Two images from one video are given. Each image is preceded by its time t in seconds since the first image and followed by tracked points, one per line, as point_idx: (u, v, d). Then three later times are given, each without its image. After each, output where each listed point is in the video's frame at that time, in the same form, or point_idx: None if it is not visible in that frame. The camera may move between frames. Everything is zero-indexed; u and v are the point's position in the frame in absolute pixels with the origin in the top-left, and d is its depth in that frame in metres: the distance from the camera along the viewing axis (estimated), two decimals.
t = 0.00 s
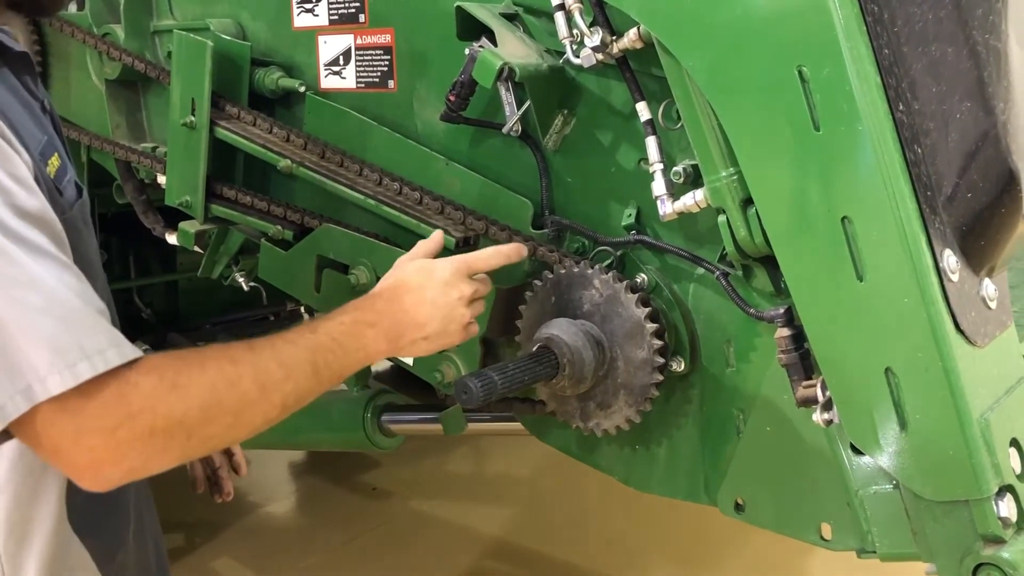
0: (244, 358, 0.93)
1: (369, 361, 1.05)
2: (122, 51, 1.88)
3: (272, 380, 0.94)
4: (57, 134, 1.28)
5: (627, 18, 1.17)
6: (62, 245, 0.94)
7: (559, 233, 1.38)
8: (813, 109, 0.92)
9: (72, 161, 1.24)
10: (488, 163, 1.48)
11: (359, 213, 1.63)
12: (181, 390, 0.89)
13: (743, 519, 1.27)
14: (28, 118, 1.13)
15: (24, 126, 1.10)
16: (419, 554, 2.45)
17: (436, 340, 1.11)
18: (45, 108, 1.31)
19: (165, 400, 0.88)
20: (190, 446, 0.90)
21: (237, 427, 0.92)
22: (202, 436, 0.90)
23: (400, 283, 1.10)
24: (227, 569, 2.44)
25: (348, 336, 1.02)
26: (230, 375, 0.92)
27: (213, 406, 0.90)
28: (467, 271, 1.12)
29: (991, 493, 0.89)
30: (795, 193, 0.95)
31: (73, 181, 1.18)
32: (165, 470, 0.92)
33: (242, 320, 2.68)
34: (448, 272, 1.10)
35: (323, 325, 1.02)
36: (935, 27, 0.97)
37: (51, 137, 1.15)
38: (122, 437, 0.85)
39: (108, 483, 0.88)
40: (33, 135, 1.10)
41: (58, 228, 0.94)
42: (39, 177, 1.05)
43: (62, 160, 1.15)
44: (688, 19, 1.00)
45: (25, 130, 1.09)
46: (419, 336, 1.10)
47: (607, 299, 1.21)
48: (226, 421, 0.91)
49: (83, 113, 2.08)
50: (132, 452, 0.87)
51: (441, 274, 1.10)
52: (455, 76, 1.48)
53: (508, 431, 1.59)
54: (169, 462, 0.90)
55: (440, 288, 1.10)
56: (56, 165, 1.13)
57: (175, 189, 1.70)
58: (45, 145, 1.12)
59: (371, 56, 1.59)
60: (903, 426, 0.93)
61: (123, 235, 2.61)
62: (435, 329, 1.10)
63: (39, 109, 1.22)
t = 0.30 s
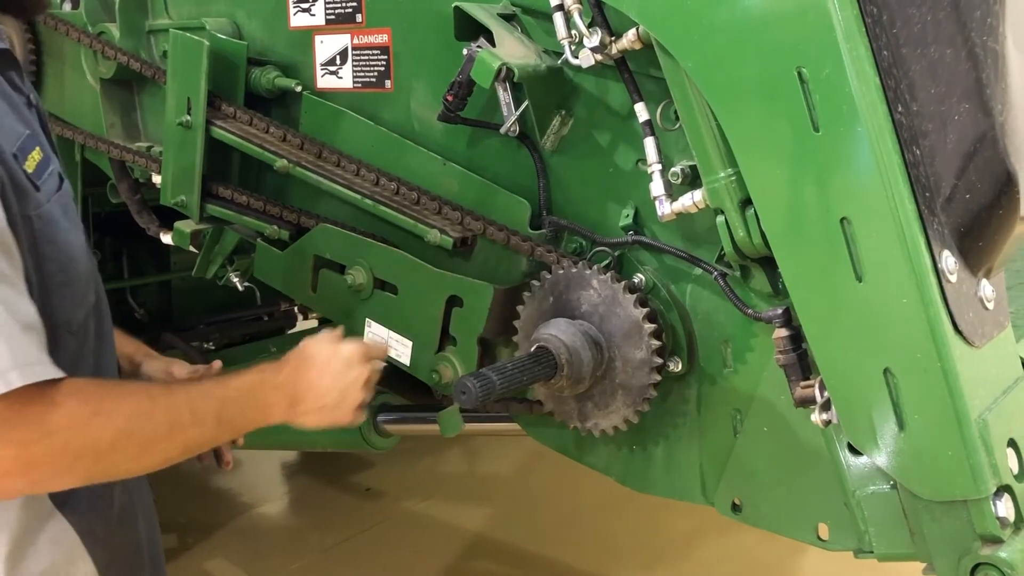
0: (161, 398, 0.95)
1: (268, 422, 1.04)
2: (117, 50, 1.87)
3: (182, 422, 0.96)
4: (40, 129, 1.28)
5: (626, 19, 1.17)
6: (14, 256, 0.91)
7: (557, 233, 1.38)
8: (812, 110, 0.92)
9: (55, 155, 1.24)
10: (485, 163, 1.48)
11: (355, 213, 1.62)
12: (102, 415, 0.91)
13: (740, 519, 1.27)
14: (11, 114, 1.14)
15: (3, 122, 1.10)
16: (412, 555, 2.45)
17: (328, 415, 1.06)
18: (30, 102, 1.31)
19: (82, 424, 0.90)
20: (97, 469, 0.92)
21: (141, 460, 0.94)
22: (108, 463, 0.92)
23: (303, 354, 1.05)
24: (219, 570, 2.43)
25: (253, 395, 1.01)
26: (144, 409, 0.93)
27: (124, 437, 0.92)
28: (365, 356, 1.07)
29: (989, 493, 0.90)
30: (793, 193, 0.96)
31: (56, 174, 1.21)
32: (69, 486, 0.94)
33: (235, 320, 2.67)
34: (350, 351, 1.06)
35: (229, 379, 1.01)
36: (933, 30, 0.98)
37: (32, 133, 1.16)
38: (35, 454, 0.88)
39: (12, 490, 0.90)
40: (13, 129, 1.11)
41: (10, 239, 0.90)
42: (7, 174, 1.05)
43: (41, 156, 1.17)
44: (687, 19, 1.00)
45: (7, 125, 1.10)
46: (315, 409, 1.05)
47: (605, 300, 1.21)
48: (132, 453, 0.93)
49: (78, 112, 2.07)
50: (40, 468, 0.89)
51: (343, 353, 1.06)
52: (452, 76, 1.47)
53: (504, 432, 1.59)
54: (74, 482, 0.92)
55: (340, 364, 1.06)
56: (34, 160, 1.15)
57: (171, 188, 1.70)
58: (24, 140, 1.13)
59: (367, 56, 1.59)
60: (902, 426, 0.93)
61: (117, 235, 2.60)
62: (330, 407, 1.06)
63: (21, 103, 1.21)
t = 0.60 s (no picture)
0: (171, 392, 1.09)
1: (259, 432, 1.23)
2: (112, 49, 1.86)
3: (186, 416, 1.10)
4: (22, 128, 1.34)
5: (625, 19, 1.17)
6: None
7: (555, 233, 1.38)
8: (812, 110, 0.93)
9: (35, 153, 1.31)
10: (483, 163, 1.48)
11: (351, 213, 1.62)
12: (118, 395, 1.02)
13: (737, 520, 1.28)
14: None
15: None
16: (406, 556, 2.45)
17: (313, 434, 1.31)
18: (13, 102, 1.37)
19: (97, 401, 1.00)
20: (100, 446, 1.02)
21: (141, 446, 1.06)
22: (112, 442, 1.02)
23: (312, 377, 1.31)
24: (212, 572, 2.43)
25: (256, 407, 1.21)
26: (153, 399, 1.06)
27: (133, 420, 1.03)
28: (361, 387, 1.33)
29: (987, 492, 0.90)
30: (793, 194, 0.96)
31: (35, 170, 1.26)
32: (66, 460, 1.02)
33: (229, 320, 2.66)
34: (349, 386, 1.32)
35: (237, 387, 1.20)
36: (932, 31, 0.99)
37: (11, 131, 1.22)
38: (47, 421, 0.96)
39: (17, 454, 0.98)
40: None
41: None
42: None
43: (18, 153, 1.22)
44: (688, 19, 1.00)
45: None
46: (305, 428, 1.30)
47: (604, 300, 1.21)
48: (135, 438, 1.04)
49: (71, 111, 2.06)
50: (50, 435, 0.97)
51: (343, 386, 1.31)
52: (451, 76, 1.47)
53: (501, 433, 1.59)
54: (77, 456, 1.01)
55: (340, 395, 1.31)
56: (12, 157, 1.20)
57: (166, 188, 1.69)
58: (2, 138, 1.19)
59: (364, 55, 1.59)
60: (901, 425, 0.94)
61: (109, 235, 2.59)
62: (320, 425, 1.30)
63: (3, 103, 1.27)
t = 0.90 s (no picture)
0: (180, 373, 1.19)
1: (272, 419, 1.30)
2: (107, 49, 1.85)
3: (194, 396, 1.19)
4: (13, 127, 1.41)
5: (624, 20, 1.18)
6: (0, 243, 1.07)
7: (554, 233, 1.38)
8: (812, 110, 0.93)
9: (27, 150, 1.38)
10: (481, 163, 1.48)
11: (348, 213, 1.62)
12: (127, 375, 1.12)
13: (736, 519, 1.28)
14: None
15: None
16: (401, 557, 2.45)
17: (328, 425, 1.36)
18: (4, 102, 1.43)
19: (106, 379, 1.10)
20: (113, 423, 1.12)
21: (152, 425, 1.15)
22: (124, 420, 1.13)
23: (325, 368, 1.36)
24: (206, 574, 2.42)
25: (265, 393, 1.28)
26: (163, 380, 1.16)
27: (141, 398, 1.13)
28: (373, 382, 1.36)
29: (987, 490, 0.91)
30: (793, 194, 0.96)
31: (26, 166, 1.34)
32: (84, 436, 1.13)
33: (223, 322, 2.65)
34: (361, 378, 1.36)
35: (249, 374, 1.28)
36: (932, 31, 0.99)
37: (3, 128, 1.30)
38: (60, 397, 1.07)
39: (34, 430, 1.09)
40: None
41: None
42: None
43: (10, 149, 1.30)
44: (687, 19, 1.01)
45: None
46: (317, 418, 1.35)
47: (603, 300, 1.21)
48: (145, 417, 1.14)
49: (65, 111, 2.05)
50: (63, 410, 1.08)
51: (355, 378, 1.35)
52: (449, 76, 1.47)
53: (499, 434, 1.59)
54: (91, 432, 1.12)
55: (352, 386, 1.35)
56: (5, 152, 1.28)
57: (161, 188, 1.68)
58: None
59: (361, 55, 1.59)
60: (901, 423, 0.94)
61: (102, 235, 2.57)
62: (332, 417, 1.35)
63: None
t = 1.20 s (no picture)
0: (181, 368, 1.20)
1: (268, 418, 1.32)
2: (101, 49, 1.84)
3: (193, 392, 1.20)
4: (17, 125, 1.44)
5: (623, 20, 1.18)
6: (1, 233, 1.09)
7: (551, 233, 1.38)
8: (815, 109, 0.94)
9: (30, 148, 1.42)
10: (477, 162, 1.48)
11: (344, 213, 1.61)
12: (127, 368, 1.14)
13: (734, 517, 1.28)
14: None
15: None
16: (394, 556, 2.44)
17: (323, 426, 1.37)
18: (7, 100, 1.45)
19: (107, 372, 1.12)
20: (113, 414, 1.15)
21: (151, 418, 1.18)
22: (123, 412, 1.15)
23: (324, 369, 1.36)
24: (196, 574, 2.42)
25: (264, 392, 1.29)
26: (163, 375, 1.18)
27: (141, 392, 1.15)
28: (369, 388, 1.36)
29: (988, 487, 0.92)
30: (796, 193, 0.97)
31: (30, 164, 1.40)
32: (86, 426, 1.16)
33: (215, 322, 2.63)
34: (359, 382, 1.36)
35: (249, 372, 1.29)
36: (932, 31, 1.01)
37: (6, 126, 1.34)
38: (62, 387, 1.10)
39: (38, 420, 1.12)
40: None
41: None
42: None
43: (13, 147, 1.34)
44: (688, 19, 1.01)
45: None
46: (313, 419, 1.36)
47: (602, 299, 1.21)
48: (144, 410, 1.16)
49: (58, 111, 2.04)
50: (65, 401, 1.11)
51: (353, 382, 1.36)
52: (446, 76, 1.47)
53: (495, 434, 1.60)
54: (92, 422, 1.15)
55: (349, 390, 1.35)
56: (8, 149, 1.32)
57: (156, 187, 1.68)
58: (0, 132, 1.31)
59: (358, 55, 1.58)
60: (902, 421, 0.95)
61: (94, 236, 2.56)
62: (328, 419, 1.36)
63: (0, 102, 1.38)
